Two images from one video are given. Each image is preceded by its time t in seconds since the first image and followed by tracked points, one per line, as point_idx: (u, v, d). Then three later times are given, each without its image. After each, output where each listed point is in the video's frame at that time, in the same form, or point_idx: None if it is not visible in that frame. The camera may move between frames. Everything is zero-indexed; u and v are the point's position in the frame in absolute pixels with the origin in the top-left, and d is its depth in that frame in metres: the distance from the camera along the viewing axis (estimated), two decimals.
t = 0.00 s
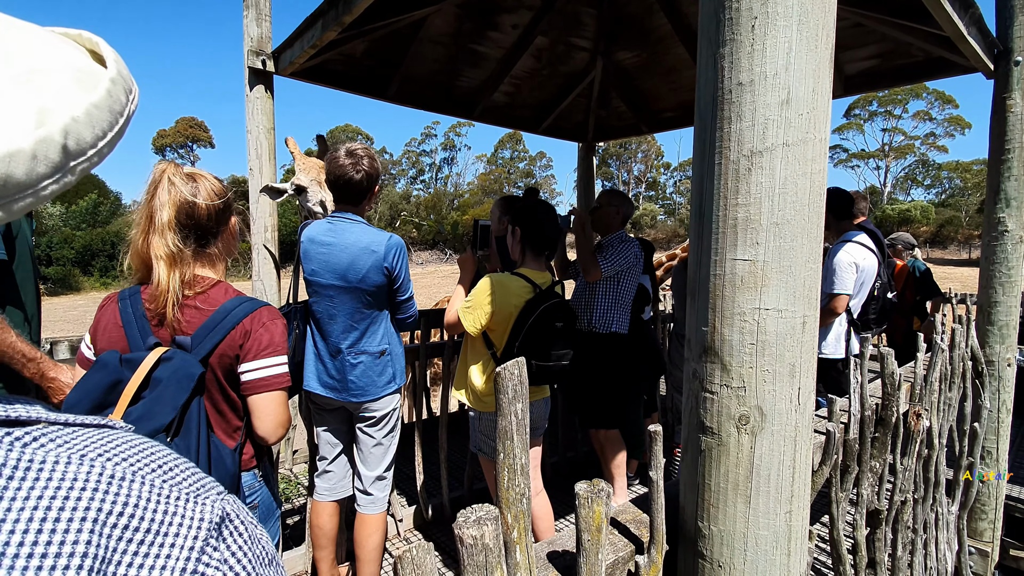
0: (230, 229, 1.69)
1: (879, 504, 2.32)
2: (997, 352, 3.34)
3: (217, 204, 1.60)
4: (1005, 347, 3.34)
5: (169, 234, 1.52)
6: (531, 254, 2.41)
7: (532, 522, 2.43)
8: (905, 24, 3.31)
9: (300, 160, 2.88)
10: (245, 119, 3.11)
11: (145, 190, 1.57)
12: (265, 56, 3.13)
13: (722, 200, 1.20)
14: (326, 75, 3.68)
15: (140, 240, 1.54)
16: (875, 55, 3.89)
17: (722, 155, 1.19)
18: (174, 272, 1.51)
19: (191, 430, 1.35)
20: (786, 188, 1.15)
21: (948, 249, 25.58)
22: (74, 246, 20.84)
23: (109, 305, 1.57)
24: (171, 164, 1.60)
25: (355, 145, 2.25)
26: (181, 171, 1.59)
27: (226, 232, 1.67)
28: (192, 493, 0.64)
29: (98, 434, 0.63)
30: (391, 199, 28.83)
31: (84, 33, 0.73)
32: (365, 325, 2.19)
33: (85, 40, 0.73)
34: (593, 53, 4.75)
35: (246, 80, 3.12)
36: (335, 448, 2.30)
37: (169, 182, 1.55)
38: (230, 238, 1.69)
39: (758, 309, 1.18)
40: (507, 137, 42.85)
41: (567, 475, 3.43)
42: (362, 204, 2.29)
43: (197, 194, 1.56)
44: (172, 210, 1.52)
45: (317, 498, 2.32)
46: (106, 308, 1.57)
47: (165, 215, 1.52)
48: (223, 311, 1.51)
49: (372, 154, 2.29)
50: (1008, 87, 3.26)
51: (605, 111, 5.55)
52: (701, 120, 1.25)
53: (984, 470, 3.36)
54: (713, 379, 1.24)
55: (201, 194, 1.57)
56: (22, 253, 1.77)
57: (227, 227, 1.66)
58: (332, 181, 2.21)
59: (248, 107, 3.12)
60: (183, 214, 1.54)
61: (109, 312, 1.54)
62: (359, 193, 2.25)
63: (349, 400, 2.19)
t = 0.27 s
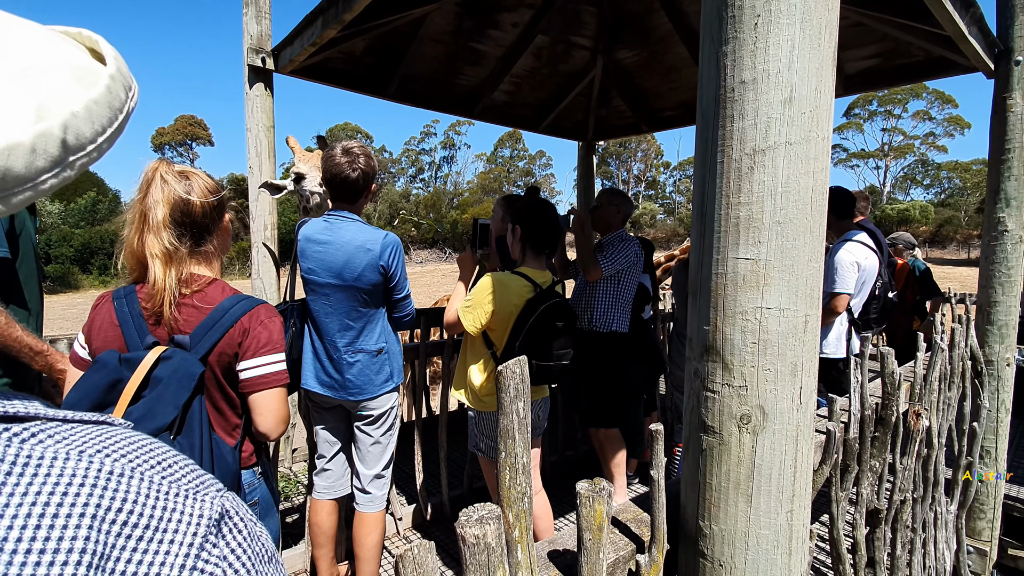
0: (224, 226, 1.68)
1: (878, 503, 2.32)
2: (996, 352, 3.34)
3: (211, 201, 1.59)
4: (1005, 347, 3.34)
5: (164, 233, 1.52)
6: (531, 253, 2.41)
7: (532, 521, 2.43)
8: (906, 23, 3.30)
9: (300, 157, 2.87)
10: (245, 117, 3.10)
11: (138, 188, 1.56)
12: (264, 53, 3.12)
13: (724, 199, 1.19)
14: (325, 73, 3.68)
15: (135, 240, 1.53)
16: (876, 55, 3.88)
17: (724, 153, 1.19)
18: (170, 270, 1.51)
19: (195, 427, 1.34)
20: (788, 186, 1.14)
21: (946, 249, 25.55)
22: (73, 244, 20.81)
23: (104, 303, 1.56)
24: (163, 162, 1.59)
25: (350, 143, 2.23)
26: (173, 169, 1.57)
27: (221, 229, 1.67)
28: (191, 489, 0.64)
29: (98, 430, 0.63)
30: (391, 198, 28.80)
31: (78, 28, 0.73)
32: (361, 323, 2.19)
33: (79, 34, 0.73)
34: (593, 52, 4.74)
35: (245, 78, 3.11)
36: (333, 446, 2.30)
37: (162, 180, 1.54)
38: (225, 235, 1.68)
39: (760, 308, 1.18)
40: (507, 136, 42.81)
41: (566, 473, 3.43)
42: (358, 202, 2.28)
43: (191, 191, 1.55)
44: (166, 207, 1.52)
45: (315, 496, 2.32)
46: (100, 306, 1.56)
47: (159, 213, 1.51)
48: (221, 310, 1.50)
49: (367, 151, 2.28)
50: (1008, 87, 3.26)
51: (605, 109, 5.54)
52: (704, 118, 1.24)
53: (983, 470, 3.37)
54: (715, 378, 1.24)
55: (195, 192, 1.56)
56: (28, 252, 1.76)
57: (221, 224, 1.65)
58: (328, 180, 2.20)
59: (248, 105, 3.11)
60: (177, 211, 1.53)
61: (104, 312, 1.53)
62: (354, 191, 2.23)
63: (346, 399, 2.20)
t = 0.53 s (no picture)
0: (226, 225, 1.68)
1: (878, 504, 2.32)
2: (996, 353, 3.33)
3: (211, 200, 1.59)
4: (1004, 348, 3.33)
5: (165, 233, 1.51)
6: (530, 254, 2.40)
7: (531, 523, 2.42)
8: (907, 24, 3.30)
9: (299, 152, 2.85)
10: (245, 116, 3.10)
11: (139, 188, 1.56)
12: (265, 52, 3.11)
13: (726, 199, 1.19)
14: (325, 71, 3.67)
15: (135, 239, 1.52)
16: (877, 55, 3.88)
17: (727, 153, 1.19)
18: (171, 270, 1.50)
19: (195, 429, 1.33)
20: (791, 187, 1.14)
21: (946, 250, 25.55)
22: (73, 243, 20.78)
23: (106, 301, 1.56)
24: (162, 161, 1.58)
25: (348, 145, 2.22)
26: (173, 168, 1.57)
27: (223, 228, 1.67)
28: (192, 490, 0.64)
29: (97, 430, 0.62)
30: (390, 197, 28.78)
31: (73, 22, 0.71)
32: (358, 324, 2.18)
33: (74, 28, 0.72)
34: (594, 52, 4.73)
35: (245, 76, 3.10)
36: (331, 445, 2.30)
37: (162, 179, 1.54)
38: (226, 234, 1.68)
39: (762, 309, 1.17)
40: (507, 136, 42.80)
41: (566, 473, 3.43)
42: (356, 203, 2.27)
43: (192, 190, 1.55)
44: (167, 207, 1.51)
45: (313, 495, 2.31)
46: (102, 304, 1.56)
47: (160, 213, 1.51)
48: (223, 309, 1.50)
49: (365, 152, 2.27)
50: (1009, 88, 3.25)
51: (606, 109, 5.54)
52: (706, 118, 1.24)
53: (982, 471, 3.37)
54: (716, 379, 1.24)
55: (195, 191, 1.56)
56: (28, 252, 1.76)
57: (223, 222, 1.65)
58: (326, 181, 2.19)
59: (247, 103, 3.10)
60: (178, 211, 1.52)
61: (105, 310, 1.52)
62: (352, 193, 2.23)
63: (341, 399, 2.19)
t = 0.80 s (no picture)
0: (233, 222, 1.68)
1: (878, 504, 2.32)
2: (996, 353, 3.33)
3: (219, 197, 1.59)
4: (1004, 349, 3.32)
5: (173, 230, 1.51)
6: (529, 252, 2.38)
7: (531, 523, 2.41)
8: (909, 24, 3.29)
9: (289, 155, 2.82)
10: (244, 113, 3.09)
11: (146, 183, 1.55)
12: (264, 49, 3.10)
13: (729, 197, 1.18)
14: (325, 69, 3.66)
15: (143, 235, 1.52)
16: (878, 55, 3.87)
17: (730, 151, 1.18)
18: (179, 267, 1.50)
19: (197, 422, 1.33)
20: (794, 184, 1.13)
21: (945, 250, 25.54)
22: (72, 240, 20.76)
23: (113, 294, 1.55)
24: (170, 157, 1.58)
25: (343, 140, 2.20)
26: (181, 164, 1.56)
27: (231, 224, 1.66)
28: (190, 488, 0.63)
29: (93, 428, 0.61)
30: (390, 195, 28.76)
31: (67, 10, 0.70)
32: (353, 320, 2.17)
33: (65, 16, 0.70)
34: (595, 50, 4.72)
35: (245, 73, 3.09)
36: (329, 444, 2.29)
37: (170, 176, 1.53)
38: (236, 229, 1.67)
39: (764, 308, 1.17)
40: (507, 134, 42.75)
41: (565, 472, 3.43)
42: (349, 198, 2.25)
43: (200, 187, 1.54)
44: (175, 204, 1.51)
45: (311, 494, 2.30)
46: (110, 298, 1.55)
47: (168, 210, 1.50)
48: (228, 303, 1.49)
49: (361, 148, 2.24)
50: (1011, 88, 3.25)
51: (606, 108, 5.52)
52: (709, 115, 1.23)
53: (982, 471, 3.36)
54: (717, 379, 1.23)
55: (204, 188, 1.55)
56: (29, 249, 1.75)
57: (232, 220, 1.65)
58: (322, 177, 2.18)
59: (247, 100, 3.09)
60: (186, 208, 1.52)
61: (112, 304, 1.51)
62: (346, 188, 2.21)
63: (337, 396, 2.19)
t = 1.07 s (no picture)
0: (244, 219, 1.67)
1: (877, 505, 2.32)
2: (995, 354, 3.32)
3: (230, 195, 1.58)
4: (1004, 349, 3.32)
5: (184, 228, 1.50)
6: (525, 251, 2.38)
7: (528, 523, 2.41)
8: (910, 23, 3.28)
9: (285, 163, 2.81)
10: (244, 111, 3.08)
11: (157, 180, 1.54)
12: (264, 46, 3.09)
13: (730, 195, 1.18)
14: (325, 67, 3.65)
15: (154, 234, 1.51)
16: (879, 54, 3.86)
17: (731, 149, 1.17)
18: (191, 264, 1.49)
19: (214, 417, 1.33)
20: (795, 184, 1.13)
21: (944, 250, 25.54)
22: (71, 237, 20.73)
23: (123, 293, 1.54)
24: (181, 154, 1.57)
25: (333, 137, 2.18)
26: (191, 161, 1.55)
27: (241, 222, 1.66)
28: (185, 490, 0.62)
29: (86, 428, 0.61)
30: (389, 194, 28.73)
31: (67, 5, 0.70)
32: (347, 318, 2.16)
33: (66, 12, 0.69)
34: (595, 49, 4.71)
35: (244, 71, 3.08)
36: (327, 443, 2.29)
37: (181, 173, 1.51)
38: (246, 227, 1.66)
39: (765, 307, 1.16)
40: (507, 133, 42.72)
41: (564, 471, 3.43)
42: (337, 195, 2.22)
43: (211, 184, 1.53)
44: (186, 201, 1.50)
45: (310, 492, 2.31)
46: (120, 296, 1.54)
47: (179, 207, 1.49)
48: (241, 300, 1.49)
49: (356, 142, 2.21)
50: (1011, 88, 3.24)
51: (607, 107, 5.52)
52: (710, 114, 1.23)
53: (981, 472, 3.36)
54: (717, 379, 1.23)
55: (215, 185, 1.54)
56: (24, 247, 1.74)
57: (242, 217, 1.64)
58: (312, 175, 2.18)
59: (246, 98, 3.08)
60: (197, 205, 1.51)
61: (122, 302, 1.50)
62: (333, 185, 2.19)
63: (331, 395, 2.18)
